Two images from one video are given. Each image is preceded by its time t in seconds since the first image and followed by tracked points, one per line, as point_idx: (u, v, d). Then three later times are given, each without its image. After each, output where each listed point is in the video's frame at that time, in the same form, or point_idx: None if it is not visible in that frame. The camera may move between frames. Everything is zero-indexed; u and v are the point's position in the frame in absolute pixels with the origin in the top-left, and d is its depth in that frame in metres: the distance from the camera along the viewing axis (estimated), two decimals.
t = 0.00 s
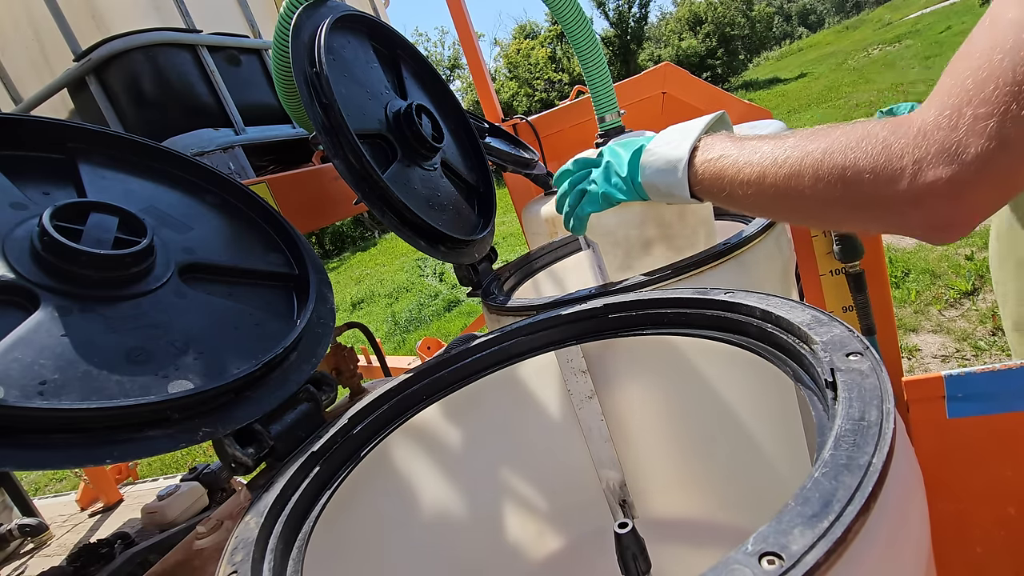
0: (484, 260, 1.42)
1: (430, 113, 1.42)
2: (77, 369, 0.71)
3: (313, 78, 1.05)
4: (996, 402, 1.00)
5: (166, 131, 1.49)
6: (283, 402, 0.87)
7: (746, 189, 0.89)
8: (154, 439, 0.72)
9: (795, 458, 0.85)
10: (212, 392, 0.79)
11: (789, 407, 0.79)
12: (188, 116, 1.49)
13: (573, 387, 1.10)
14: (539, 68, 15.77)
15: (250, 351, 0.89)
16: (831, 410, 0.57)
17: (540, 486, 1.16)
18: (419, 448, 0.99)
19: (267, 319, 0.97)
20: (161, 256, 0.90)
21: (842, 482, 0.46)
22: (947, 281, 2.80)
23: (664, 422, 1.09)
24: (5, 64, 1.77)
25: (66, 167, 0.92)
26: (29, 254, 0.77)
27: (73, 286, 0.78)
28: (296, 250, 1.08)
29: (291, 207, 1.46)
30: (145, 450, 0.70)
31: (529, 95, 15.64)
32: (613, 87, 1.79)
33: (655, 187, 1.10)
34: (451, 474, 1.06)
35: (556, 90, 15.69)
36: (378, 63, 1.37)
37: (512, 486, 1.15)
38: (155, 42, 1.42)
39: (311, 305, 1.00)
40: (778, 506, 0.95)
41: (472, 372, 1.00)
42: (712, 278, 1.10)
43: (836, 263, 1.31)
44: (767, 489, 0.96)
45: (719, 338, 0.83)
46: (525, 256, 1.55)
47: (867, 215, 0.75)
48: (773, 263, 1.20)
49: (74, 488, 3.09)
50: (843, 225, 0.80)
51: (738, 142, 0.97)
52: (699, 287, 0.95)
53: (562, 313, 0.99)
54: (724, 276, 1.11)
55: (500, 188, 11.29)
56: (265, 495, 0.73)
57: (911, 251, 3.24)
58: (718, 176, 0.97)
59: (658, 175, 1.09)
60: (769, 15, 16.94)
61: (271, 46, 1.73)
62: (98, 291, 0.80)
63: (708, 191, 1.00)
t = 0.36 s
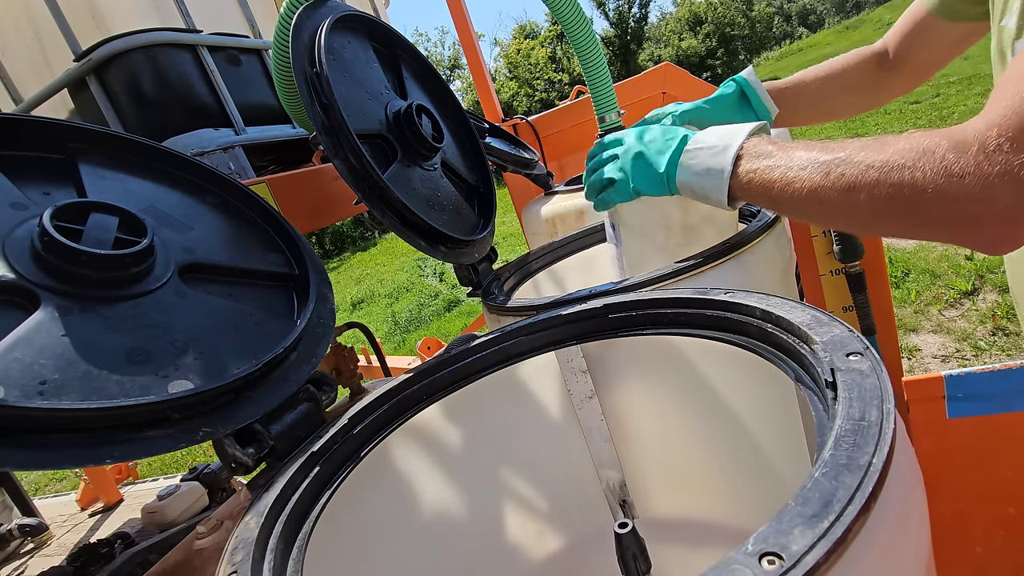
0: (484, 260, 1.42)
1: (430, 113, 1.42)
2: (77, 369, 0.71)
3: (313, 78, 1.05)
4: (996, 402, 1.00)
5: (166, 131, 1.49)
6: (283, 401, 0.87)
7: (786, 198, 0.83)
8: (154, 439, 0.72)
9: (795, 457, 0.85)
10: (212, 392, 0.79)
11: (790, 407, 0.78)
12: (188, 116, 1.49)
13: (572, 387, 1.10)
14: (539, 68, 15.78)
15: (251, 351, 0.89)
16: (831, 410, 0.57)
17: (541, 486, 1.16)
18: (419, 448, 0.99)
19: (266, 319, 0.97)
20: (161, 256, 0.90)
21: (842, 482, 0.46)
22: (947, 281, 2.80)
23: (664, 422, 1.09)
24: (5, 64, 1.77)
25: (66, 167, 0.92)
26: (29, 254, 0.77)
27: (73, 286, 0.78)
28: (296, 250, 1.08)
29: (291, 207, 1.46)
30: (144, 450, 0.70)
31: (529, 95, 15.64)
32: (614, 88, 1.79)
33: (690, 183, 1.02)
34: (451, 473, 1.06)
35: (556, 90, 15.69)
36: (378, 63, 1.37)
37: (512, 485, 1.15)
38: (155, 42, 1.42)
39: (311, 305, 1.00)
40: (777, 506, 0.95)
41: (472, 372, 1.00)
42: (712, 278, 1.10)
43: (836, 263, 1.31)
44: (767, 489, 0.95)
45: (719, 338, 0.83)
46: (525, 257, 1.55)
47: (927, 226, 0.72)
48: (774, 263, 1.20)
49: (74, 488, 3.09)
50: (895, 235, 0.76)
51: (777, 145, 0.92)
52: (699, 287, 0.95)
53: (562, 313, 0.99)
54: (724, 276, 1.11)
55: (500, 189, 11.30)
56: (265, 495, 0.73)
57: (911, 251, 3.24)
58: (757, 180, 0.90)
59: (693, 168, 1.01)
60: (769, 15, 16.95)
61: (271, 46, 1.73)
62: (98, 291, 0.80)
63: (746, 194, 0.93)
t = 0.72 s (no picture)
0: (484, 260, 1.42)
1: (430, 113, 1.42)
2: (77, 369, 0.71)
3: (314, 78, 1.05)
4: (996, 402, 1.00)
5: (166, 131, 1.49)
6: (283, 401, 0.87)
7: (919, 213, 0.80)
8: (154, 439, 0.72)
9: (795, 457, 0.85)
10: (212, 392, 0.79)
11: (789, 407, 0.78)
12: (188, 116, 1.49)
13: (573, 387, 1.10)
14: (539, 68, 15.78)
15: (250, 351, 0.89)
16: (831, 410, 0.57)
17: (540, 486, 1.16)
18: (419, 448, 0.99)
19: (267, 319, 0.97)
20: (161, 256, 0.90)
21: (842, 482, 0.46)
22: (947, 281, 2.80)
23: (665, 423, 1.09)
24: (4, 64, 1.77)
25: (66, 167, 0.92)
26: (29, 254, 0.77)
27: (73, 286, 0.78)
28: (296, 250, 1.08)
29: (291, 207, 1.46)
30: (145, 450, 0.70)
31: (529, 95, 15.64)
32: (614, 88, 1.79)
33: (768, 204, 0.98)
34: (451, 474, 1.06)
35: (556, 91, 15.69)
36: (378, 63, 1.37)
37: (512, 485, 1.15)
38: (155, 42, 1.42)
39: (311, 305, 1.00)
40: (777, 507, 0.95)
41: (472, 372, 1.00)
42: (712, 278, 1.10)
43: (837, 263, 1.31)
44: (766, 489, 0.96)
45: (719, 338, 0.83)
46: (525, 256, 1.55)
47: None
48: (774, 263, 1.20)
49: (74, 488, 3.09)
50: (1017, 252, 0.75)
51: (868, 155, 0.88)
52: (700, 287, 0.95)
53: (562, 313, 0.99)
54: (724, 276, 1.11)
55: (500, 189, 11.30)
56: (265, 495, 0.73)
57: (911, 251, 3.24)
58: (856, 193, 0.86)
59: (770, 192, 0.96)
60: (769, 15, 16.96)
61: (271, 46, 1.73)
62: (98, 291, 0.80)
63: (840, 207, 0.90)
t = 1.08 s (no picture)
0: (484, 260, 1.42)
1: (430, 113, 1.42)
2: (77, 369, 0.71)
3: (314, 78, 1.05)
4: (995, 402, 1.00)
5: (166, 132, 1.49)
6: (283, 401, 0.87)
7: (916, 217, 0.79)
8: (154, 439, 0.72)
9: (794, 457, 0.85)
10: (212, 392, 0.79)
11: (789, 407, 0.79)
12: (188, 116, 1.49)
13: (572, 387, 1.10)
14: (539, 68, 15.77)
15: (250, 351, 0.89)
16: (831, 410, 0.57)
17: (540, 486, 1.16)
18: (419, 448, 0.99)
19: (267, 319, 0.97)
20: (161, 256, 0.90)
21: (842, 482, 0.46)
22: (947, 281, 2.80)
23: (664, 424, 1.09)
24: (4, 64, 1.77)
25: (66, 167, 0.92)
26: (29, 254, 0.77)
27: (73, 286, 0.78)
28: (296, 250, 1.08)
29: (291, 207, 1.46)
30: (145, 450, 0.70)
31: (529, 95, 15.63)
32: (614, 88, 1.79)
33: (756, 217, 0.98)
34: (451, 474, 1.06)
35: (556, 90, 15.68)
36: (378, 63, 1.37)
37: (512, 485, 1.15)
38: (155, 42, 1.42)
39: (311, 305, 1.00)
40: (777, 507, 0.95)
41: (472, 372, 1.00)
42: (712, 278, 1.10)
43: (836, 263, 1.31)
44: (766, 488, 0.96)
45: (719, 338, 0.83)
46: (525, 257, 1.55)
47: None
48: (774, 263, 1.20)
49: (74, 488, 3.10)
50: None
51: (856, 162, 0.87)
52: (700, 287, 0.95)
53: (562, 313, 1.00)
54: (724, 276, 1.11)
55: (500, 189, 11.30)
56: (265, 495, 0.73)
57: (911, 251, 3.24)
58: (853, 201, 0.84)
59: (758, 206, 0.96)
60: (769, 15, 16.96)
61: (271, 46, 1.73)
62: (98, 291, 0.80)
63: (833, 216, 0.88)
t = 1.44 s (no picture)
0: (484, 260, 1.42)
1: (430, 113, 1.42)
2: (77, 369, 0.71)
3: (313, 78, 1.05)
4: (995, 402, 1.00)
5: (166, 132, 1.49)
6: (283, 401, 0.87)
7: (800, 190, 0.84)
8: (154, 439, 0.72)
9: (794, 457, 0.86)
10: (212, 392, 0.79)
11: (789, 407, 0.79)
12: (188, 116, 1.49)
13: (572, 387, 1.09)
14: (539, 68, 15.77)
15: (250, 351, 0.89)
16: (831, 410, 0.57)
17: (540, 486, 1.16)
18: (419, 448, 0.99)
19: (266, 319, 0.97)
20: (161, 256, 0.90)
21: (842, 482, 0.46)
22: (947, 281, 2.80)
23: (664, 424, 1.09)
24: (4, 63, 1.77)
25: (65, 167, 0.92)
26: (29, 254, 0.77)
27: (73, 286, 0.78)
28: (296, 250, 1.08)
29: (291, 207, 1.46)
30: (144, 450, 0.70)
31: (529, 95, 15.63)
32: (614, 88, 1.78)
33: (678, 200, 1.01)
34: (451, 474, 1.06)
35: (556, 90, 15.68)
36: (379, 63, 1.37)
37: (512, 486, 1.15)
38: (154, 42, 1.42)
39: (311, 305, 1.00)
40: (777, 506, 0.95)
41: (471, 372, 1.00)
42: (712, 278, 1.10)
43: (836, 263, 1.31)
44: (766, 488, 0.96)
45: (719, 338, 0.83)
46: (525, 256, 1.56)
47: (937, 210, 0.74)
48: (774, 263, 1.20)
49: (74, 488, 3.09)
50: (902, 224, 0.78)
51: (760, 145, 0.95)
52: (700, 287, 0.95)
53: (562, 313, 1.00)
54: (724, 276, 1.11)
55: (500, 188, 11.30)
56: (265, 495, 0.73)
57: (911, 251, 3.24)
58: (748, 183, 0.92)
59: (679, 183, 1.00)
60: (769, 16, 16.96)
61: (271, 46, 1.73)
62: (98, 291, 0.80)
63: (736, 194, 0.95)
